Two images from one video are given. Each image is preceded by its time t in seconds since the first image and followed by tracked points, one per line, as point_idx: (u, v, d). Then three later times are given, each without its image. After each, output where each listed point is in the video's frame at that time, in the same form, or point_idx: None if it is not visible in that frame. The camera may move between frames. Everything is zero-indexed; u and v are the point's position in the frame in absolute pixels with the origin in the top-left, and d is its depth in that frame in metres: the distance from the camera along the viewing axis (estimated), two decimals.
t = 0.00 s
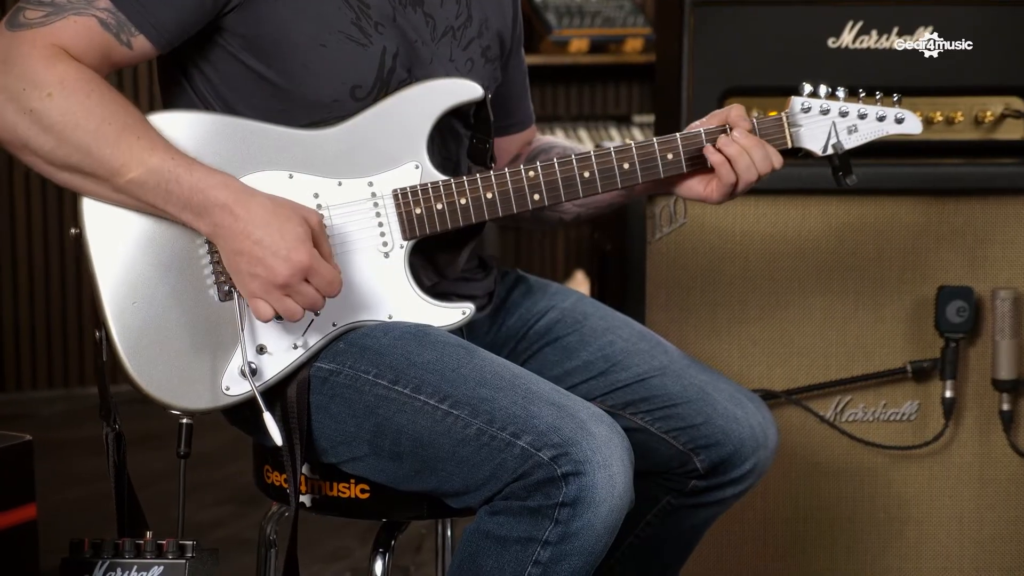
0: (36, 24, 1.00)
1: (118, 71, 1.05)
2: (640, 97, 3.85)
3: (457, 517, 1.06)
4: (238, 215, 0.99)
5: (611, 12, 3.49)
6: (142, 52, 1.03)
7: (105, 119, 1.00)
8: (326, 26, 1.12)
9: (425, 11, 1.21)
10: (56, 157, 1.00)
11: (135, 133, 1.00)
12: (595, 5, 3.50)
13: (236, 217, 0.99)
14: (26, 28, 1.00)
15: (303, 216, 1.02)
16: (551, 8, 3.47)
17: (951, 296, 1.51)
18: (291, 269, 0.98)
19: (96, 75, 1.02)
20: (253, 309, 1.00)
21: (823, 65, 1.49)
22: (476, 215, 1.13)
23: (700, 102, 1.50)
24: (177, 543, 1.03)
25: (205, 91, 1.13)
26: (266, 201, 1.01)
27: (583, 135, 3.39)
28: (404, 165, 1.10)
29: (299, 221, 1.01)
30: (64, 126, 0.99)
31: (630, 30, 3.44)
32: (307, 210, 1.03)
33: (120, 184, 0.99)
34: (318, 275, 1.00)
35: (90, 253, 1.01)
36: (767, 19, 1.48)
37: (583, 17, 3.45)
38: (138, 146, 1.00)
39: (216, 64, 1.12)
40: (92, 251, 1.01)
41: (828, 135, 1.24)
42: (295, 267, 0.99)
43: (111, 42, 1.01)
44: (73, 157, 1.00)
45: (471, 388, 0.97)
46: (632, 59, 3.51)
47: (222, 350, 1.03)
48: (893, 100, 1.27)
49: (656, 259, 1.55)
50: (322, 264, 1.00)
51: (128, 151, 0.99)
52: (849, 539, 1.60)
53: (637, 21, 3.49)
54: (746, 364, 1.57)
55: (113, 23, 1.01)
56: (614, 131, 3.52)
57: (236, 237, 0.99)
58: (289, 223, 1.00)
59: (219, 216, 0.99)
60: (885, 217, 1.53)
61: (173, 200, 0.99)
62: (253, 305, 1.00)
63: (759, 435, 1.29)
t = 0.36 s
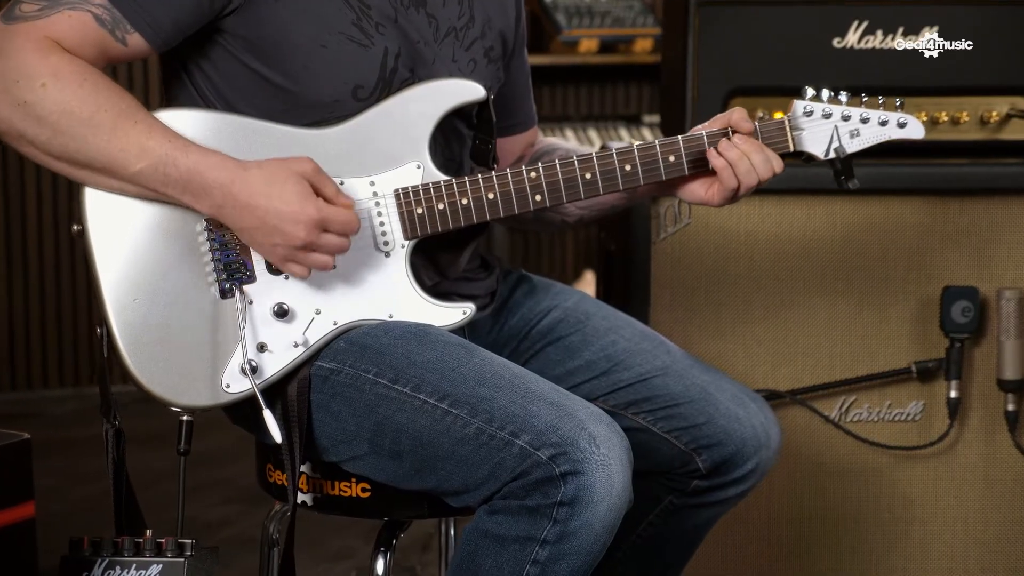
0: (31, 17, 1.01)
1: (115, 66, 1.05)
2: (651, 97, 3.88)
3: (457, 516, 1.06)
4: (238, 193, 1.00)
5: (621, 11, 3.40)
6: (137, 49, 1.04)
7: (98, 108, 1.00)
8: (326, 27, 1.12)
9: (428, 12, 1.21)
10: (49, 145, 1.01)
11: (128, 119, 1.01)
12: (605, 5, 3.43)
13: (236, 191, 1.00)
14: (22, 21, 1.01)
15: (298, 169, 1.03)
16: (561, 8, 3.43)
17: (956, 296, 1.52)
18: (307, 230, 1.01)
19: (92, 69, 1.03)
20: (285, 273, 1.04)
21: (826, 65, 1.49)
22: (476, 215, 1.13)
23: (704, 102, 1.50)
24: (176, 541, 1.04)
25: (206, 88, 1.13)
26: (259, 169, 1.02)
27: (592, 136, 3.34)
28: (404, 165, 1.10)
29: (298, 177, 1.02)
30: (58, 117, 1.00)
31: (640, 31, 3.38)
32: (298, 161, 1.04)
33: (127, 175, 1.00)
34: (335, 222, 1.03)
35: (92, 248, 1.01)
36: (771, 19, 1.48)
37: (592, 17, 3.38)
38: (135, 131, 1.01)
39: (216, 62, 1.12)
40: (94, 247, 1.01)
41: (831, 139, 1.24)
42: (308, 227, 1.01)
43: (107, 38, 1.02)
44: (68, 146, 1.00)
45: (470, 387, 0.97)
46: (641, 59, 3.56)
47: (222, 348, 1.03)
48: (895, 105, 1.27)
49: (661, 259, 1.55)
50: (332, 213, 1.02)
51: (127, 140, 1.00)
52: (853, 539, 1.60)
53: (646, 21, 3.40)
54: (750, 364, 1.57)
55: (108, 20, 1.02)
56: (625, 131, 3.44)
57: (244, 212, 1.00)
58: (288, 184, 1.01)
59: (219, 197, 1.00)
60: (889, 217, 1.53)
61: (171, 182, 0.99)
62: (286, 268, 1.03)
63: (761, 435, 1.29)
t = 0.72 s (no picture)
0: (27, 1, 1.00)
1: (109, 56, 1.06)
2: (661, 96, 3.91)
3: (459, 515, 1.06)
4: (228, 187, 1.00)
5: (629, 11, 3.53)
6: (134, 41, 1.04)
7: (95, 99, 1.01)
8: (326, 25, 1.12)
9: (426, 14, 1.21)
10: (45, 132, 1.01)
11: (124, 111, 1.02)
12: (614, 4, 3.56)
13: (227, 188, 1.00)
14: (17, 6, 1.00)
15: (287, 169, 1.03)
16: (569, 8, 3.53)
17: (960, 296, 1.51)
18: (293, 226, 1.00)
19: (87, 57, 1.03)
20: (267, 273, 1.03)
21: (829, 65, 1.49)
22: (476, 214, 1.13)
23: (710, 100, 1.50)
24: (175, 540, 1.04)
25: (206, 86, 1.14)
26: (251, 167, 1.02)
27: (600, 133, 3.67)
28: (403, 164, 1.11)
29: (288, 177, 1.02)
30: (54, 102, 1.00)
31: (648, 30, 3.47)
32: (291, 163, 1.04)
33: (126, 174, 1.01)
34: (322, 222, 1.02)
35: (92, 251, 1.01)
36: (774, 18, 1.48)
37: (602, 17, 3.52)
38: (129, 122, 1.01)
39: (215, 59, 1.13)
40: (93, 249, 1.01)
41: (827, 133, 1.24)
42: (296, 221, 1.01)
43: (103, 28, 1.03)
44: (60, 133, 1.01)
45: (471, 387, 0.97)
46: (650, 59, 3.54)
47: (222, 349, 1.03)
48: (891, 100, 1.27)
49: (666, 259, 1.55)
50: (320, 211, 1.02)
51: (120, 131, 1.01)
52: (858, 538, 1.59)
53: (655, 21, 3.53)
54: (755, 363, 1.57)
55: (107, 9, 1.03)
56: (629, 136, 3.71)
57: (233, 207, 1.00)
58: (278, 179, 1.01)
59: (210, 187, 1.00)
60: (894, 217, 1.53)
61: (163, 176, 1.00)
62: (268, 268, 1.02)
63: (763, 434, 1.29)
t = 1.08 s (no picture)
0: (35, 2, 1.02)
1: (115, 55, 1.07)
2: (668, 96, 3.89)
3: (459, 514, 1.07)
4: (232, 188, 1.00)
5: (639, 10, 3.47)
6: (140, 40, 1.05)
7: (102, 98, 1.02)
8: (329, 26, 1.13)
9: (430, 15, 1.21)
10: (50, 130, 1.02)
11: (131, 111, 1.02)
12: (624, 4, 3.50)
13: (232, 190, 1.00)
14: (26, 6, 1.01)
15: (293, 174, 1.04)
16: (578, 8, 3.48)
17: (964, 296, 1.51)
18: (295, 229, 1.00)
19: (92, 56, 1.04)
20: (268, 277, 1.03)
21: (832, 65, 1.49)
22: (477, 212, 1.13)
23: (714, 100, 1.50)
24: (173, 537, 1.05)
25: (209, 84, 1.14)
26: (256, 169, 1.02)
27: (610, 133, 3.59)
28: (405, 163, 1.11)
29: (292, 181, 1.03)
30: (60, 102, 1.01)
31: (657, 30, 3.42)
32: (296, 168, 1.05)
33: (128, 171, 1.01)
34: (324, 227, 1.02)
35: (92, 250, 1.02)
36: (778, 17, 1.48)
37: (610, 16, 3.45)
38: (137, 123, 1.02)
39: (219, 58, 1.13)
40: (94, 248, 1.02)
41: (833, 134, 1.24)
42: (298, 225, 1.01)
43: (110, 26, 1.03)
44: (66, 133, 1.01)
45: (470, 386, 0.97)
46: (658, 60, 3.52)
47: (223, 347, 1.03)
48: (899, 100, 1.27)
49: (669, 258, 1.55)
50: (321, 216, 1.02)
51: (127, 131, 1.01)
52: (862, 538, 1.59)
53: (663, 21, 3.48)
54: (759, 363, 1.57)
55: (113, 9, 1.03)
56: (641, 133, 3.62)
57: (236, 209, 1.00)
58: (281, 183, 1.02)
59: (215, 189, 1.00)
60: (898, 216, 1.53)
61: (168, 174, 1.00)
62: (270, 272, 1.02)
63: (765, 434, 1.29)
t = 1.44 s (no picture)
0: None
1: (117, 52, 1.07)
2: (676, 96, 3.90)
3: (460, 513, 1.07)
4: (229, 194, 1.01)
5: (649, 10, 3.38)
6: (143, 38, 1.05)
7: (105, 97, 1.02)
8: (331, 26, 1.13)
9: (433, 16, 1.22)
10: (53, 127, 1.02)
11: (133, 112, 1.03)
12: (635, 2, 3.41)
13: (228, 198, 1.01)
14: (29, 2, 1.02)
15: (293, 199, 1.04)
16: (588, 7, 3.47)
17: (968, 296, 1.51)
18: (278, 249, 1.00)
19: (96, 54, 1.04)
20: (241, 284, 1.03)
21: (835, 64, 1.49)
22: (477, 211, 1.13)
23: (718, 100, 1.50)
24: (172, 536, 1.06)
25: (212, 83, 1.15)
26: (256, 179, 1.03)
27: (619, 133, 3.53)
28: (406, 163, 1.11)
29: (286, 203, 1.03)
30: (63, 100, 1.01)
31: (667, 31, 3.39)
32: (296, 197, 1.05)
33: (130, 171, 1.02)
34: (307, 255, 1.02)
35: (93, 248, 1.02)
36: (783, 18, 1.48)
37: (619, 17, 3.42)
38: (139, 125, 1.02)
39: (222, 57, 1.14)
40: (95, 246, 1.02)
41: (836, 131, 1.24)
42: (281, 246, 1.01)
43: (114, 24, 1.04)
44: (69, 131, 1.02)
45: (469, 385, 0.98)
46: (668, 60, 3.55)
47: (222, 346, 1.04)
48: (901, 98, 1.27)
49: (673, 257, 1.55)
50: (309, 245, 1.02)
51: (129, 132, 1.02)
52: (866, 538, 1.59)
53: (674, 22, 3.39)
54: (763, 362, 1.57)
55: (118, 6, 1.04)
56: (651, 132, 3.61)
57: (227, 217, 1.01)
58: (275, 202, 1.02)
59: (213, 192, 1.01)
60: (902, 216, 1.53)
61: (167, 176, 1.01)
62: (246, 279, 1.02)
63: (766, 434, 1.29)
